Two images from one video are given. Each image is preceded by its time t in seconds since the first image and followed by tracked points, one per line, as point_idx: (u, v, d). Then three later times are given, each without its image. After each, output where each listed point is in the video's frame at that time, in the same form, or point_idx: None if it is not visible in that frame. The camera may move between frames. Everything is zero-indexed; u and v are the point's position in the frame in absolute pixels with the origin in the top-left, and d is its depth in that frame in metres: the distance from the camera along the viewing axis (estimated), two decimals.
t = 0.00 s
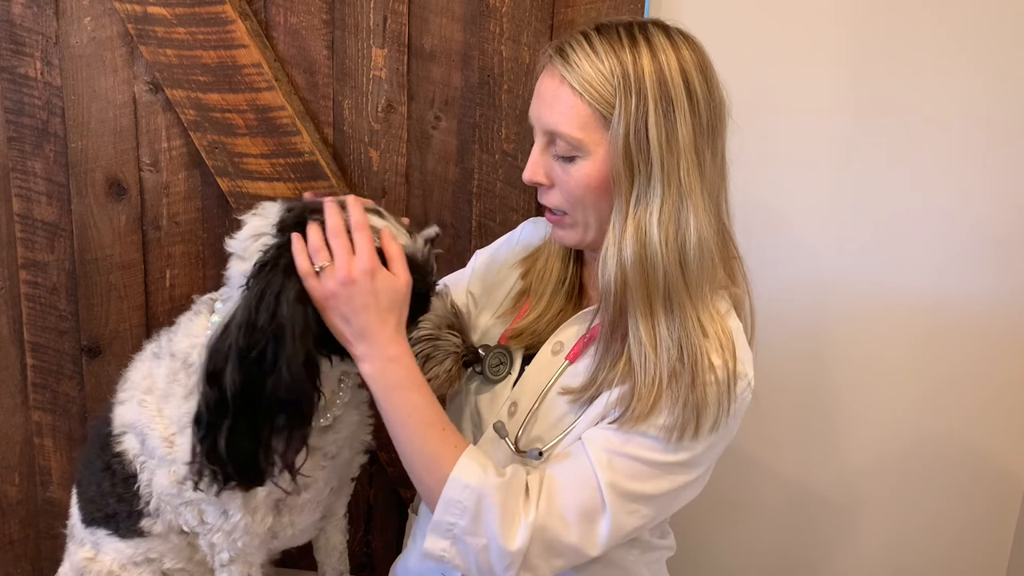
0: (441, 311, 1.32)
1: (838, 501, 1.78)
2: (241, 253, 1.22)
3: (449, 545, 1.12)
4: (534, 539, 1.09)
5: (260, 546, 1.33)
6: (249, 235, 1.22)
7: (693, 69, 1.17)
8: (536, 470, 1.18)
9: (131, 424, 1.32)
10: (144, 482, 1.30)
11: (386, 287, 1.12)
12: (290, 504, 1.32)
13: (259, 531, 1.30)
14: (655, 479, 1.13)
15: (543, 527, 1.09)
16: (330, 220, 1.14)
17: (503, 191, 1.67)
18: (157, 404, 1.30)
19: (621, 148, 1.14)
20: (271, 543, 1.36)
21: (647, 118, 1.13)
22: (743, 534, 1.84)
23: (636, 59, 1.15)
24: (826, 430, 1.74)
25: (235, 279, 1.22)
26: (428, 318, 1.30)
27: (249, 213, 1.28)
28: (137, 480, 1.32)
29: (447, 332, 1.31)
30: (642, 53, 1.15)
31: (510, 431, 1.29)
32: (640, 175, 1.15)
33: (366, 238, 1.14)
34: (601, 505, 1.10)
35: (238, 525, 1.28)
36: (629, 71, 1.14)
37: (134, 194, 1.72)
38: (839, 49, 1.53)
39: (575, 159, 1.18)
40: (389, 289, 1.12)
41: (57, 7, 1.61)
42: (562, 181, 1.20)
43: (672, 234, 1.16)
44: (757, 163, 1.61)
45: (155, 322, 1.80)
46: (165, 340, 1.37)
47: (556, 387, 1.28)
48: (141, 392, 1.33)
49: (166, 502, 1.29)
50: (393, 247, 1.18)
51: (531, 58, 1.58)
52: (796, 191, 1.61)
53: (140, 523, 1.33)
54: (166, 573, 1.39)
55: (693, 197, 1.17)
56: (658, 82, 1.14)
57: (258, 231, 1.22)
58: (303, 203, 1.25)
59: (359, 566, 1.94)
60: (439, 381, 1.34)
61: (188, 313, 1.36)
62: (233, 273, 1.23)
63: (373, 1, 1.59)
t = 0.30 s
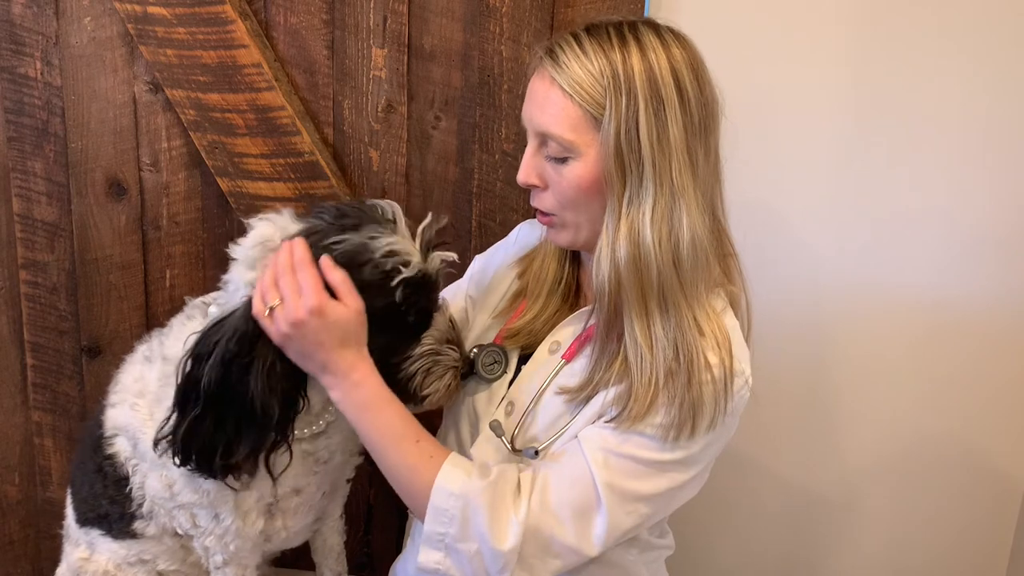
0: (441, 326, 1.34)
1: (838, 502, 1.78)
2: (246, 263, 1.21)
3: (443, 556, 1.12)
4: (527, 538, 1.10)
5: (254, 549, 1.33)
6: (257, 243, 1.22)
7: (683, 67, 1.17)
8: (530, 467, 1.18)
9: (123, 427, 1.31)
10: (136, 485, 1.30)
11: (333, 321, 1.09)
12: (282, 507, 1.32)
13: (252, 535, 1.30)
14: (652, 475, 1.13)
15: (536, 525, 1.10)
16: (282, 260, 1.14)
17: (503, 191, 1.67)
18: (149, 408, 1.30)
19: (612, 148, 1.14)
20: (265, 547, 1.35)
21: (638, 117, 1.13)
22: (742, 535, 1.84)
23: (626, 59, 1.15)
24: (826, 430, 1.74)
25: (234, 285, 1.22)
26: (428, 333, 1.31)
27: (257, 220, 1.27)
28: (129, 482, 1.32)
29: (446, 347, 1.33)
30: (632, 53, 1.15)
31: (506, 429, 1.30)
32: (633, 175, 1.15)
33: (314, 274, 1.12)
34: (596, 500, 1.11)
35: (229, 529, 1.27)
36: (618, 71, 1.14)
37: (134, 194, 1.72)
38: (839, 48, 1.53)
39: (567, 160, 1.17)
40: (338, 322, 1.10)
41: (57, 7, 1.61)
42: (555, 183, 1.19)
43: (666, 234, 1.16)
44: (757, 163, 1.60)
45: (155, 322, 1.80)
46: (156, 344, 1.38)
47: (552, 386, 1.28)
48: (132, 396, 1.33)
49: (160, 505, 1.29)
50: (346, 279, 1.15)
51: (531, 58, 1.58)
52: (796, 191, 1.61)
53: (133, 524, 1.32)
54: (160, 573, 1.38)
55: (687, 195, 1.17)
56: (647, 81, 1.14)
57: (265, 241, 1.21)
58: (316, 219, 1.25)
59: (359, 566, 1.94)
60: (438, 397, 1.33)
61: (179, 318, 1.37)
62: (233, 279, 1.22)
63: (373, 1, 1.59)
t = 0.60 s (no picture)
0: (435, 316, 1.34)
1: (838, 502, 1.78)
2: (236, 259, 1.22)
3: None
4: (537, 543, 1.10)
5: (253, 546, 1.33)
6: (245, 240, 1.22)
7: (673, 62, 1.17)
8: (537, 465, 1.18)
9: (121, 425, 1.32)
10: (135, 483, 1.30)
11: (311, 373, 1.16)
12: (282, 503, 1.32)
13: (251, 531, 1.30)
14: (661, 474, 1.13)
15: (544, 529, 1.10)
16: (240, 335, 1.16)
17: (503, 191, 1.67)
18: (146, 407, 1.30)
19: (607, 147, 1.14)
20: (265, 544, 1.35)
21: (630, 115, 1.13)
22: (742, 535, 1.84)
23: (616, 57, 1.15)
24: (825, 431, 1.74)
25: (226, 282, 1.23)
26: (423, 323, 1.31)
27: (246, 216, 1.27)
28: (127, 479, 1.32)
29: (440, 336, 1.33)
30: (621, 51, 1.15)
31: (512, 428, 1.29)
32: (628, 172, 1.15)
33: (278, 340, 1.14)
34: (608, 502, 1.12)
35: (229, 525, 1.28)
36: (609, 70, 1.14)
37: (134, 194, 1.72)
38: (839, 48, 1.53)
39: (565, 160, 1.17)
40: (315, 373, 1.16)
41: (57, 7, 1.61)
42: (554, 183, 1.19)
43: (664, 229, 1.16)
44: (756, 163, 1.60)
45: (155, 322, 1.80)
46: (153, 342, 1.38)
47: (556, 382, 1.27)
48: (130, 394, 1.33)
49: (158, 503, 1.29)
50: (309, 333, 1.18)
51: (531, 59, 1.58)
52: (795, 191, 1.61)
53: (131, 522, 1.32)
54: (159, 572, 1.38)
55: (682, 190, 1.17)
56: (639, 78, 1.14)
57: (253, 237, 1.21)
58: (302, 213, 1.23)
59: (359, 566, 1.94)
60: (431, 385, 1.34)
61: (177, 316, 1.37)
62: (225, 276, 1.24)
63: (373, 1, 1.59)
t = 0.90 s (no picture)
0: (439, 316, 1.34)
1: (839, 502, 1.78)
2: (245, 259, 1.21)
3: None
4: (539, 548, 1.11)
5: (253, 545, 1.32)
6: (256, 240, 1.21)
7: (664, 66, 1.16)
8: (537, 468, 1.18)
9: (120, 423, 1.32)
10: (134, 481, 1.30)
11: (297, 395, 1.17)
12: (281, 501, 1.32)
13: (251, 530, 1.29)
14: (662, 476, 1.13)
15: (546, 534, 1.10)
16: (225, 361, 1.18)
17: (503, 191, 1.67)
18: (146, 404, 1.30)
19: (598, 153, 1.14)
20: (264, 542, 1.35)
21: (621, 122, 1.13)
22: (742, 535, 1.83)
23: (606, 63, 1.14)
24: (826, 431, 1.74)
25: (234, 282, 1.22)
26: (428, 324, 1.31)
27: (255, 217, 1.27)
28: (126, 478, 1.32)
29: (445, 336, 1.33)
30: (611, 57, 1.15)
31: (511, 429, 1.28)
32: (618, 180, 1.15)
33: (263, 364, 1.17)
34: (611, 506, 1.11)
35: (229, 523, 1.26)
36: (599, 77, 1.14)
37: (134, 194, 1.72)
38: (839, 48, 1.53)
39: (557, 167, 1.18)
40: (302, 395, 1.18)
41: (57, 7, 1.61)
42: (548, 189, 1.20)
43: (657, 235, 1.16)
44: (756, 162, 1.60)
45: (155, 322, 1.80)
46: (153, 340, 1.38)
47: (553, 383, 1.27)
48: (129, 392, 1.33)
49: (158, 501, 1.29)
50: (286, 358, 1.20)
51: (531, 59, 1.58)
52: (795, 191, 1.61)
53: (130, 520, 1.32)
54: (158, 570, 1.38)
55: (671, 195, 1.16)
56: (629, 84, 1.13)
57: (264, 237, 1.21)
58: (313, 215, 1.24)
59: (359, 566, 1.94)
60: (434, 386, 1.33)
61: (178, 313, 1.37)
62: (232, 275, 1.23)
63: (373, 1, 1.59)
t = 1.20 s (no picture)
0: (437, 321, 1.33)
1: (838, 503, 1.77)
2: (246, 256, 1.22)
3: None
4: (526, 551, 1.11)
5: (253, 544, 1.32)
6: (257, 237, 1.22)
7: (650, 64, 1.16)
8: (522, 470, 1.18)
9: (118, 421, 1.32)
10: (132, 479, 1.30)
11: (248, 439, 1.16)
12: (281, 500, 1.33)
13: (252, 528, 1.29)
14: (646, 475, 1.13)
15: (532, 535, 1.11)
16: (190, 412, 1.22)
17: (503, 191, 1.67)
18: (145, 402, 1.30)
19: (581, 151, 1.14)
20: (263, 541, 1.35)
21: (604, 119, 1.13)
22: (742, 536, 1.83)
23: (590, 60, 1.14)
24: (826, 432, 1.73)
25: (234, 279, 1.23)
26: (425, 329, 1.31)
27: (258, 214, 1.28)
28: (124, 476, 1.32)
29: (441, 341, 1.32)
30: (596, 54, 1.14)
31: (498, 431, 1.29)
32: (601, 178, 1.15)
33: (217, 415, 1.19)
34: (596, 506, 1.11)
35: (229, 521, 1.26)
36: (583, 74, 1.13)
37: (134, 194, 1.72)
38: (840, 48, 1.53)
39: (542, 164, 1.18)
40: (252, 437, 1.16)
41: (57, 7, 1.61)
42: (532, 185, 1.20)
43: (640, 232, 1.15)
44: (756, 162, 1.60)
45: (155, 322, 1.80)
46: (153, 339, 1.38)
47: (540, 385, 1.27)
48: (128, 390, 1.33)
49: (157, 500, 1.29)
50: (239, 399, 1.19)
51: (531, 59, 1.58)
52: (795, 191, 1.60)
53: (128, 519, 1.32)
54: (157, 569, 1.38)
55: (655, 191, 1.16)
56: (613, 82, 1.13)
57: (265, 234, 1.22)
58: (315, 214, 1.24)
59: (358, 566, 1.94)
60: (430, 390, 1.32)
61: (178, 311, 1.37)
62: (233, 272, 1.24)
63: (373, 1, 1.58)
